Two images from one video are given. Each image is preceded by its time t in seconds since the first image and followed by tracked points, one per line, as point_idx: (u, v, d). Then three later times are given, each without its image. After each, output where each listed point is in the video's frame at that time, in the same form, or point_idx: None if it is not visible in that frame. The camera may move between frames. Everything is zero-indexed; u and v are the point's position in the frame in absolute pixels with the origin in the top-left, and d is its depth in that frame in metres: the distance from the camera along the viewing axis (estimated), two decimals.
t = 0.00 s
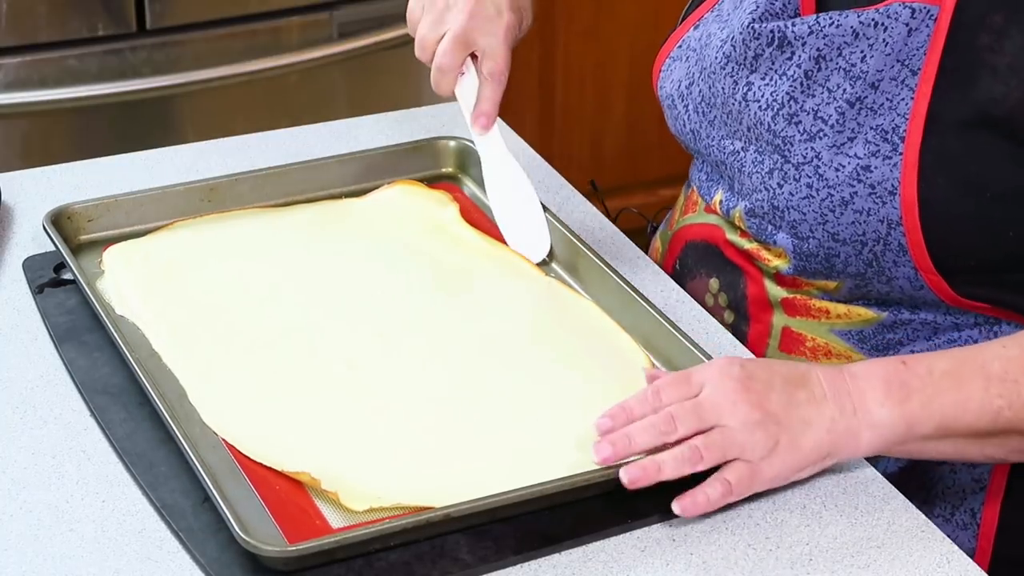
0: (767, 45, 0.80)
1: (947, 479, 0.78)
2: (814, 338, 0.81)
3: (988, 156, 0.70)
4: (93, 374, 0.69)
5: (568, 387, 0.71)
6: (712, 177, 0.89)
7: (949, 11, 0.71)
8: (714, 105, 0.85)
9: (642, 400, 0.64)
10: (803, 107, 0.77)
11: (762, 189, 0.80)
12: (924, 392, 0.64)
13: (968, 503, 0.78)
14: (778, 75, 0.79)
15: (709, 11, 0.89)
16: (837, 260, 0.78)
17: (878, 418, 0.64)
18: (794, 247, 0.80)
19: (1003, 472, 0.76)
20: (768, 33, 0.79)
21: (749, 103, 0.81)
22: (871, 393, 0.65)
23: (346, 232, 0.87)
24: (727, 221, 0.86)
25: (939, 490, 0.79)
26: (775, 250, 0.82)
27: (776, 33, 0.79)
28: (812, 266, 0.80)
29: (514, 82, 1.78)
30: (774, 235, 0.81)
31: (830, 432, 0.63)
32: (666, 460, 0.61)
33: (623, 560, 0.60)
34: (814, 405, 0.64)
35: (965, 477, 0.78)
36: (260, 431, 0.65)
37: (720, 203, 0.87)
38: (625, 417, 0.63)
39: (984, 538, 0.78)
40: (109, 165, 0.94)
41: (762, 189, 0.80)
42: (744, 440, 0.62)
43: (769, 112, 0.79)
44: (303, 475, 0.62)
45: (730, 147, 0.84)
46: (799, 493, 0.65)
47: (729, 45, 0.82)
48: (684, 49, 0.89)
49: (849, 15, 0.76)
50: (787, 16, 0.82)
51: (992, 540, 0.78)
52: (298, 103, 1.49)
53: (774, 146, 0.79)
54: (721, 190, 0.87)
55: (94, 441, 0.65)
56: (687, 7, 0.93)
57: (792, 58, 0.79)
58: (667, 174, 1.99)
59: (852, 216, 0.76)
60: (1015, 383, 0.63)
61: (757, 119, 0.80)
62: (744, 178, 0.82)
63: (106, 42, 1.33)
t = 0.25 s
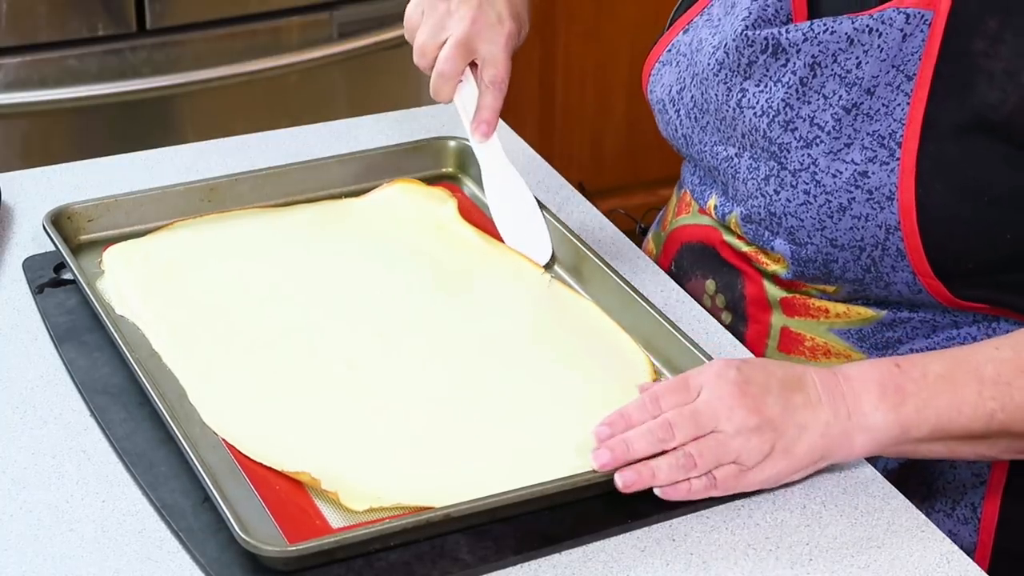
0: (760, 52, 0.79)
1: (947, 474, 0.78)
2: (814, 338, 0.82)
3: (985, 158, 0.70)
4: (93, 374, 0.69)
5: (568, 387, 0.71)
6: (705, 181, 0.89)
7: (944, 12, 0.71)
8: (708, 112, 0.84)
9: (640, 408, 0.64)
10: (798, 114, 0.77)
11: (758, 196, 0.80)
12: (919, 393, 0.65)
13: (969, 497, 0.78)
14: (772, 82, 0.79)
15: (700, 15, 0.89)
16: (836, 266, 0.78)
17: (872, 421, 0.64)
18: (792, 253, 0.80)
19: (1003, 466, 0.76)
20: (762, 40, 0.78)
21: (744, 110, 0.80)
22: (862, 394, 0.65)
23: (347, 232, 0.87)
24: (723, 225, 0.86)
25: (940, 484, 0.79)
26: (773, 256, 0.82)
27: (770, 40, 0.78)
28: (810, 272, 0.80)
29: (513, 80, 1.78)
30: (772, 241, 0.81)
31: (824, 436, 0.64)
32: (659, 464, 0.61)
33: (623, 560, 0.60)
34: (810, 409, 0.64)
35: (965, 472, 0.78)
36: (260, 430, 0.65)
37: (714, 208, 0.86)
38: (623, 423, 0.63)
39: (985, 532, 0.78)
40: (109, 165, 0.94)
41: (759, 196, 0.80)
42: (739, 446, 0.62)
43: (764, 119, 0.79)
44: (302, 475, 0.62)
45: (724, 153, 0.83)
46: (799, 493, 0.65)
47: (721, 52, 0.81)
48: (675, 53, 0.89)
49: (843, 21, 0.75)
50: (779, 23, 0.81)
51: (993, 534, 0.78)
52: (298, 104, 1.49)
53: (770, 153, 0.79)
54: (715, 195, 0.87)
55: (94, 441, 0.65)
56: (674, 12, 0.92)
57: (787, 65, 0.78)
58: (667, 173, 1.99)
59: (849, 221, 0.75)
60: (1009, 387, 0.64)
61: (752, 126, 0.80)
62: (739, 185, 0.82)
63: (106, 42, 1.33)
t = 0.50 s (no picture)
0: (756, 54, 0.79)
1: (947, 472, 0.78)
2: (813, 336, 0.82)
3: (982, 157, 0.70)
4: (93, 374, 0.69)
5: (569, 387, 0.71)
6: (699, 183, 0.89)
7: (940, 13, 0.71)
8: (704, 113, 0.84)
9: (640, 373, 0.61)
10: (794, 115, 0.77)
11: (755, 197, 0.80)
12: (930, 367, 0.60)
13: (969, 494, 0.78)
14: (768, 83, 0.78)
15: (694, 17, 0.88)
16: (834, 266, 0.77)
17: (881, 392, 0.59)
18: (789, 253, 0.80)
19: (1002, 464, 0.76)
20: (757, 42, 0.78)
21: (740, 112, 0.80)
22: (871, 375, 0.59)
23: (347, 232, 0.87)
24: (720, 226, 0.86)
25: (940, 482, 0.79)
26: (770, 256, 0.82)
27: (765, 42, 0.78)
28: (807, 272, 0.80)
29: (513, 81, 1.77)
30: (769, 242, 0.81)
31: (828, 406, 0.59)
32: (648, 416, 0.60)
33: (624, 560, 0.60)
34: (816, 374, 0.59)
35: (965, 470, 0.77)
36: (260, 431, 0.65)
37: (710, 210, 0.87)
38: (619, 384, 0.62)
39: (985, 529, 0.78)
40: (109, 165, 0.94)
41: (756, 197, 0.80)
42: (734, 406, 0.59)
43: (761, 121, 0.79)
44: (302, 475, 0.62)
45: (719, 155, 0.83)
46: (799, 493, 0.65)
47: (716, 53, 0.81)
48: (669, 55, 0.88)
49: (837, 22, 0.75)
50: (774, 23, 0.81)
51: (993, 531, 0.78)
52: (297, 103, 1.49)
53: (766, 154, 0.79)
54: (710, 197, 0.87)
55: (94, 442, 0.65)
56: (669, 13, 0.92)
57: (782, 66, 0.78)
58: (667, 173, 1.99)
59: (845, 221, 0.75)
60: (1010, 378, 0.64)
61: (749, 127, 0.80)
62: (735, 186, 0.82)
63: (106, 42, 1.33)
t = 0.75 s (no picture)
0: (746, 47, 0.79)
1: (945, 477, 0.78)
2: (808, 335, 0.82)
3: (974, 156, 0.69)
4: (92, 374, 0.69)
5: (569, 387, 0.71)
6: (697, 179, 0.89)
7: (933, 12, 0.71)
8: (698, 108, 0.84)
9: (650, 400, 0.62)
10: (785, 109, 0.77)
11: (747, 190, 0.80)
12: (940, 405, 0.61)
13: (965, 497, 0.78)
14: (759, 77, 0.79)
15: (692, 14, 0.89)
16: (826, 259, 0.78)
17: (890, 436, 0.60)
18: (781, 248, 0.80)
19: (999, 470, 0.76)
20: (748, 36, 0.79)
21: (732, 106, 0.80)
22: (880, 417, 0.61)
23: (346, 232, 0.87)
24: (716, 222, 0.86)
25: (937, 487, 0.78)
26: (764, 252, 0.83)
27: (756, 35, 0.78)
28: (800, 266, 0.80)
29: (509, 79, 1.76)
30: (761, 236, 0.81)
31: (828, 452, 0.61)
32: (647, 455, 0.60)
33: (623, 560, 0.60)
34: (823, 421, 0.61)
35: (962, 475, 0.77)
36: (260, 431, 0.65)
37: (707, 204, 0.87)
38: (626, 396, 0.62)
39: (981, 533, 0.78)
40: (108, 165, 0.94)
41: (748, 191, 0.80)
42: (731, 431, 0.61)
43: (752, 114, 0.79)
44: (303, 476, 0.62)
45: (714, 149, 0.84)
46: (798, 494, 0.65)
47: (709, 48, 0.82)
48: (667, 51, 0.89)
49: (827, 15, 0.76)
50: (767, 18, 0.81)
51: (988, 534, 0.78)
52: (297, 103, 1.49)
53: (758, 148, 0.79)
54: (707, 192, 0.87)
55: (94, 441, 0.65)
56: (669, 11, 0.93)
57: (773, 60, 0.78)
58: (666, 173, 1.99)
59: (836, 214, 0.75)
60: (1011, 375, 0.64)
61: (741, 121, 0.80)
62: (729, 180, 0.82)
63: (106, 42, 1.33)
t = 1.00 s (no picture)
0: (757, 47, 0.79)
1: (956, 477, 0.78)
2: (819, 339, 0.82)
3: (981, 154, 0.70)
4: (93, 374, 0.69)
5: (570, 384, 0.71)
6: (711, 179, 0.89)
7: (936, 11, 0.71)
8: (710, 108, 0.84)
9: (673, 393, 0.63)
10: (795, 108, 0.77)
11: (759, 190, 0.80)
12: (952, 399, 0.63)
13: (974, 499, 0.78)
14: (769, 76, 0.79)
15: (702, 13, 0.88)
16: (837, 258, 0.78)
17: (903, 432, 0.62)
18: (792, 248, 0.80)
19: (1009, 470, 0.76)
20: (758, 35, 0.79)
21: (743, 105, 0.80)
22: (893, 407, 0.63)
23: (327, 232, 0.87)
24: (727, 223, 0.86)
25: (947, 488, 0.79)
26: (774, 252, 0.82)
27: (766, 35, 0.78)
28: (811, 265, 0.80)
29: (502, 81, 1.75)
30: (773, 235, 0.81)
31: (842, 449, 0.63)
32: (672, 449, 0.62)
33: (623, 560, 0.60)
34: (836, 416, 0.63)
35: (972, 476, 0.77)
36: (261, 430, 0.65)
37: (719, 205, 0.87)
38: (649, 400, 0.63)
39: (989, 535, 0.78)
40: (108, 166, 0.94)
41: (760, 190, 0.80)
42: (747, 433, 0.63)
43: (764, 113, 0.79)
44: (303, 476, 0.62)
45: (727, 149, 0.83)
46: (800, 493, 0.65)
47: (719, 48, 0.81)
48: (679, 52, 0.89)
49: (836, 14, 0.75)
50: (776, 18, 0.81)
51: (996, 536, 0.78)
52: (297, 103, 1.49)
53: (769, 147, 0.79)
54: (720, 192, 0.87)
55: (94, 441, 0.65)
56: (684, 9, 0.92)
57: (783, 59, 0.78)
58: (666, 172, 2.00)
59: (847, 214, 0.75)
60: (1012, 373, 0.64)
61: (753, 120, 0.80)
62: (741, 180, 0.82)
63: (106, 42, 1.33)
